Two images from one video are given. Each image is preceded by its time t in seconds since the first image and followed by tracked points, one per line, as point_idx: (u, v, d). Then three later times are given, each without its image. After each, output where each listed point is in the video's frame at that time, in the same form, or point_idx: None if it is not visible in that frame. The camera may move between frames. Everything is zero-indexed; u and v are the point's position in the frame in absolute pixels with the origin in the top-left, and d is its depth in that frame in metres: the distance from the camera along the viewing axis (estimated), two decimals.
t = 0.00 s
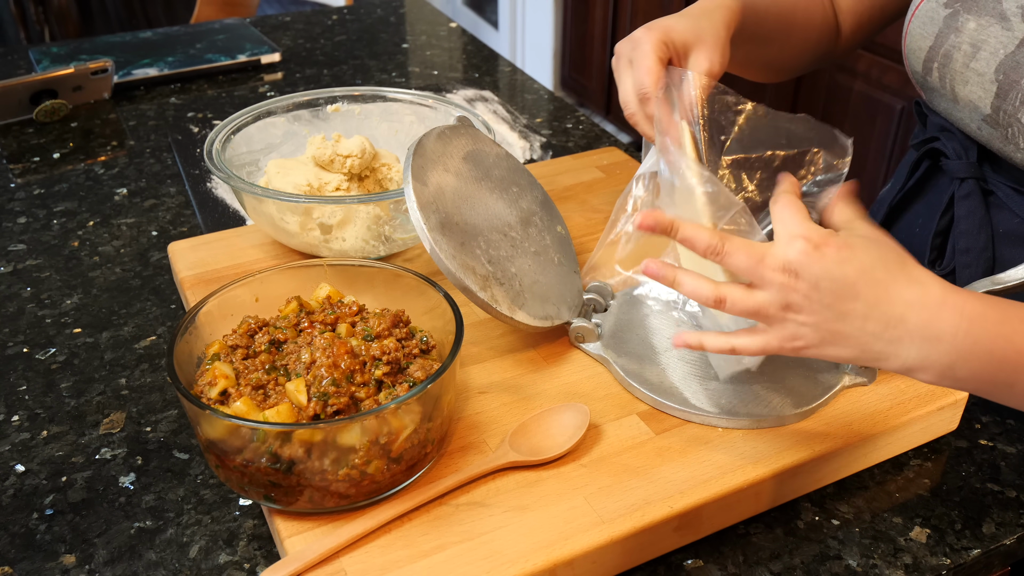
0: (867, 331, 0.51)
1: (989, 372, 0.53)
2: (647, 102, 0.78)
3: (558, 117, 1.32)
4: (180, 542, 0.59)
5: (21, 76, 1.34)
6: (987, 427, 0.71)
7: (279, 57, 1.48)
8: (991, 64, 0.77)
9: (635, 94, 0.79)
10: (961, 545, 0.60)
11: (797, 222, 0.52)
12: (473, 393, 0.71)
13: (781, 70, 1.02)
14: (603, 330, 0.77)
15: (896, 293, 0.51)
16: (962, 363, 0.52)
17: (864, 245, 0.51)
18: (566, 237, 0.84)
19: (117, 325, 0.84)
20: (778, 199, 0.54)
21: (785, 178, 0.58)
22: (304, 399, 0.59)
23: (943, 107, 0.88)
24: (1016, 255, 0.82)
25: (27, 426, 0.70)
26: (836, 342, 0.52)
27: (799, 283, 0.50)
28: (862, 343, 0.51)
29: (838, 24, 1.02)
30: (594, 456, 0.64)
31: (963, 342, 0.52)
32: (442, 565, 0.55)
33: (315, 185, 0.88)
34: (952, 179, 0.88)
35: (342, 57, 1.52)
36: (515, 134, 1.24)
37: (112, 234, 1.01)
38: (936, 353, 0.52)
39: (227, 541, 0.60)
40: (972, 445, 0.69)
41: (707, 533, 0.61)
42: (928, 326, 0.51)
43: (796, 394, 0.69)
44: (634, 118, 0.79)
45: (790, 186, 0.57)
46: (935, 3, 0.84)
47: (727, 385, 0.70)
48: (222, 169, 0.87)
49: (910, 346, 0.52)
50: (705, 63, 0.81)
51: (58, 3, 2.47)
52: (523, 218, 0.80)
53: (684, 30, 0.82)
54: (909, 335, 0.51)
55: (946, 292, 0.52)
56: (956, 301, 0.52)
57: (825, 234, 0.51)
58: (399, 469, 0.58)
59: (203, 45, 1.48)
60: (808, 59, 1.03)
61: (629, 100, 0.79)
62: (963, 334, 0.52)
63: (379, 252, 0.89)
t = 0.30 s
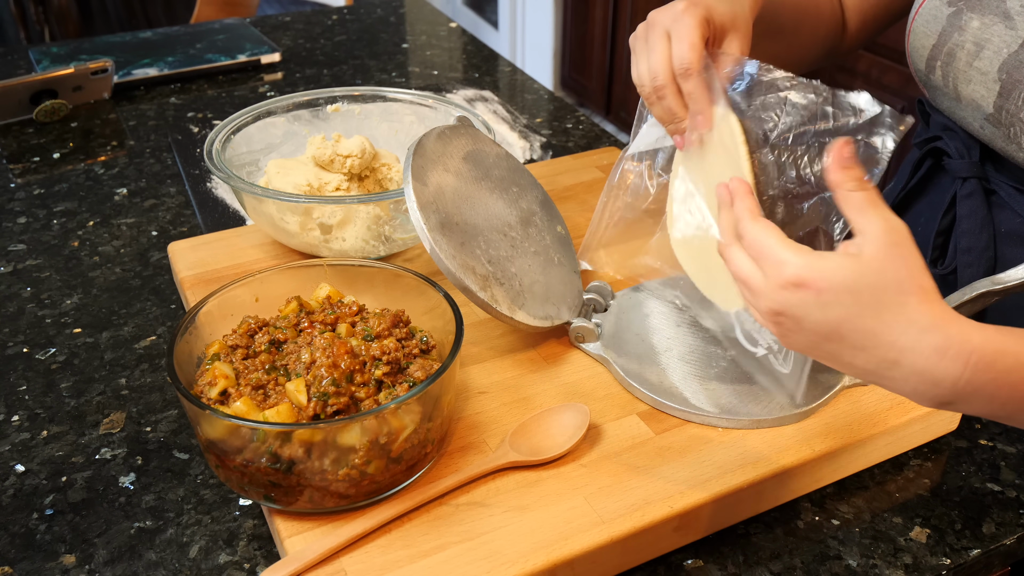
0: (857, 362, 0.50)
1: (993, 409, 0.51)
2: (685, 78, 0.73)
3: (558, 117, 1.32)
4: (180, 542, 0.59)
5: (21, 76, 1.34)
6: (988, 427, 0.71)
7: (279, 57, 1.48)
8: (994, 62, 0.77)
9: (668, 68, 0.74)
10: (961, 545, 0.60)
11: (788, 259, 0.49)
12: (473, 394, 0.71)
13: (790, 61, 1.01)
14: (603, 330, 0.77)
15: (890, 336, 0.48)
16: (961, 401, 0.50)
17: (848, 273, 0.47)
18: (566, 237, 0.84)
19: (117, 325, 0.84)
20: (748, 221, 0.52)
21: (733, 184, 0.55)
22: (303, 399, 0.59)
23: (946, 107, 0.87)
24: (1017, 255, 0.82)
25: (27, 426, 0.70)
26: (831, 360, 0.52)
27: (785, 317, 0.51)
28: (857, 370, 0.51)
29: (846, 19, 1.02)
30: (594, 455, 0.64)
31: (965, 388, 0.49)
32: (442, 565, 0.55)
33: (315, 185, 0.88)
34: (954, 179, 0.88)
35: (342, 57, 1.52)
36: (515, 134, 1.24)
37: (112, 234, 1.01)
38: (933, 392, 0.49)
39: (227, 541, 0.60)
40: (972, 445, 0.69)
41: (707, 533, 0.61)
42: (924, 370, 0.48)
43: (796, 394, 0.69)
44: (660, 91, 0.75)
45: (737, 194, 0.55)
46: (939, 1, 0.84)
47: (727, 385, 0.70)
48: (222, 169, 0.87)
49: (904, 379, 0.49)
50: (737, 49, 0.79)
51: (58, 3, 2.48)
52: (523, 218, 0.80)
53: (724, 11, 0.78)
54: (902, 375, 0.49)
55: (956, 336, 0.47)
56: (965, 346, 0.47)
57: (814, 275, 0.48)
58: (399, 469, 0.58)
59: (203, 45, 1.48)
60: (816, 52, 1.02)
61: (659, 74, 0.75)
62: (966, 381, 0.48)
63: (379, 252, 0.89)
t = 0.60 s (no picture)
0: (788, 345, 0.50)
1: (927, 391, 0.49)
2: (693, 52, 0.74)
3: (558, 117, 1.32)
4: (180, 542, 0.59)
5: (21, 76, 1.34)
6: (988, 427, 0.71)
7: (279, 57, 1.48)
8: (998, 59, 0.77)
9: (675, 44, 0.75)
10: (961, 545, 0.60)
11: (716, 250, 0.50)
12: (473, 394, 0.71)
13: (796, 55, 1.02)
14: (603, 330, 0.77)
15: (810, 311, 0.47)
16: (895, 380, 0.48)
17: (770, 257, 0.48)
18: (566, 237, 0.84)
19: (117, 325, 0.84)
20: (678, 217, 0.53)
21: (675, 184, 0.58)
22: (304, 399, 0.59)
23: (950, 104, 0.87)
24: (1019, 254, 0.82)
25: (27, 426, 0.70)
26: (766, 345, 0.52)
27: (721, 307, 0.52)
28: (790, 354, 0.50)
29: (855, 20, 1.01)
30: (594, 456, 0.64)
31: (892, 365, 0.47)
32: (442, 565, 0.55)
33: (315, 185, 0.88)
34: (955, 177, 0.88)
35: (342, 57, 1.52)
36: (515, 134, 1.24)
37: (112, 234, 1.01)
38: (862, 371, 0.48)
39: (227, 541, 0.60)
40: (972, 445, 0.69)
41: (707, 533, 0.61)
42: (849, 347, 0.47)
43: (796, 394, 0.69)
44: (669, 68, 0.75)
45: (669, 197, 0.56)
46: None
47: (727, 385, 0.70)
48: (222, 168, 0.87)
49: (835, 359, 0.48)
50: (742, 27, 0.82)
51: (58, 3, 2.48)
52: (522, 218, 0.80)
53: None
54: (831, 355, 0.48)
55: (878, 311, 0.46)
56: (887, 319, 0.46)
57: (741, 262, 0.49)
58: (399, 469, 0.58)
59: (203, 45, 1.48)
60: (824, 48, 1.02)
61: (666, 50, 0.75)
62: (892, 357, 0.46)
63: (379, 252, 0.89)
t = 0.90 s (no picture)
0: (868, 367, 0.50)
1: (990, 404, 0.51)
2: (680, 53, 0.80)
3: (558, 117, 1.32)
4: (180, 542, 0.59)
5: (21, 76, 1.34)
6: (988, 427, 0.71)
7: (279, 57, 1.48)
8: (994, 60, 0.77)
9: (667, 45, 0.82)
10: (961, 545, 0.60)
11: (791, 272, 0.47)
12: (473, 394, 0.71)
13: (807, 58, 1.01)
14: (603, 330, 0.77)
15: (897, 328, 0.48)
16: (963, 394, 0.50)
17: (851, 275, 0.48)
18: (566, 237, 0.84)
19: (117, 325, 0.84)
20: (739, 239, 0.49)
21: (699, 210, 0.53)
22: (304, 399, 0.59)
23: (948, 105, 0.87)
24: (1016, 255, 0.82)
25: (27, 426, 0.70)
26: (836, 377, 0.50)
27: (797, 336, 0.48)
28: (864, 377, 0.50)
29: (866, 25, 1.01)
30: (594, 456, 0.64)
31: (965, 377, 0.49)
32: (442, 565, 0.55)
33: (315, 185, 0.88)
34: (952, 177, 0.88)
35: (342, 57, 1.52)
36: (515, 134, 1.24)
37: (112, 234, 1.01)
38: (936, 384, 0.50)
39: (227, 541, 0.60)
40: (972, 445, 0.69)
41: (708, 533, 0.61)
42: (928, 359, 0.49)
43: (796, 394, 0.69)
44: (660, 67, 0.82)
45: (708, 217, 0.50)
46: None
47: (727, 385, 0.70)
48: (222, 168, 0.87)
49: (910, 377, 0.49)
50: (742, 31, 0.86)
51: (58, 3, 2.48)
52: (522, 217, 0.80)
53: None
54: (909, 370, 0.49)
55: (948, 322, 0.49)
56: (958, 331, 0.49)
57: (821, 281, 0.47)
58: (399, 470, 0.58)
59: (203, 45, 1.48)
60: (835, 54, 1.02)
61: (658, 50, 0.82)
62: (966, 368, 0.49)
63: (379, 252, 0.89)
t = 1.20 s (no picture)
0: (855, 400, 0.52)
1: (972, 429, 0.54)
2: (703, 45, 0.72)
3: (558, 116, 1.32)
4: (180, 542, 0.59)
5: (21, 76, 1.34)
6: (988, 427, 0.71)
7: (279, 57, 1.48)
8: (998, 62, 0.77)
9: (690, 32, 0.73)
10: (961, 545, 0.60)
11: (784, 315, 0.49)
12: (473, 394, 0.71)
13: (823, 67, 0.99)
14: (603, 330, 0.77)
15: (880, 366, 0.50)
16: (946, 420, 0.53)
17: (842, 317, 0.49)
18: (566, 237, 0.84)
19: (117, 325, 0.84)
20: (736, 277, 0.51)
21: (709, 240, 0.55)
22: (304, 399, 0.59)
23: (952, 107, 0.87)
24: (1018, 257, 0.81)
25: (27, 426, 0.70)
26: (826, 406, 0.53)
27: (786, 371, 0.50)
28: (851, 408, 0.52)
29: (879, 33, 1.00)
30: (594, 455, 0.64)
31: (946, 406, 0.52)
32: (442, 565, 0.55)
33: (316, 186, 0.88)
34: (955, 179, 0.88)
35: (342, 57, 1.52)
36: (515, 134, 1.24)
37: (112, 234, 1.01)
38: (919, 414, 0.52)
39: (227, 541, 0.60)
40: (972, 445, 0.69)
41: (708, 533, 0.61)
42: (911, 392, 0.51)
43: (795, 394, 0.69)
44: (683, 57, 0.73)
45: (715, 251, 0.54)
46: None
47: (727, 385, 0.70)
48: (222, 169, 0.87)
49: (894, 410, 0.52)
50: (767, 25, 0.79)
51: (57, 3, 2.47)
52: (523, 218, 0.80)
53: None
54: (893, 402, 0.51)
55: (930, 355, 0.51)
56: (939, 363, 0.51)
57: (811, 325, 0.49)
58: (399, 469, 0.58)
59: (203, 45, 1.48)
60: (846, 58, 1.00)
61: (680, 38, 0.73)
62: (946, 400, 0.51)
63: (379, 252, 0.89)
